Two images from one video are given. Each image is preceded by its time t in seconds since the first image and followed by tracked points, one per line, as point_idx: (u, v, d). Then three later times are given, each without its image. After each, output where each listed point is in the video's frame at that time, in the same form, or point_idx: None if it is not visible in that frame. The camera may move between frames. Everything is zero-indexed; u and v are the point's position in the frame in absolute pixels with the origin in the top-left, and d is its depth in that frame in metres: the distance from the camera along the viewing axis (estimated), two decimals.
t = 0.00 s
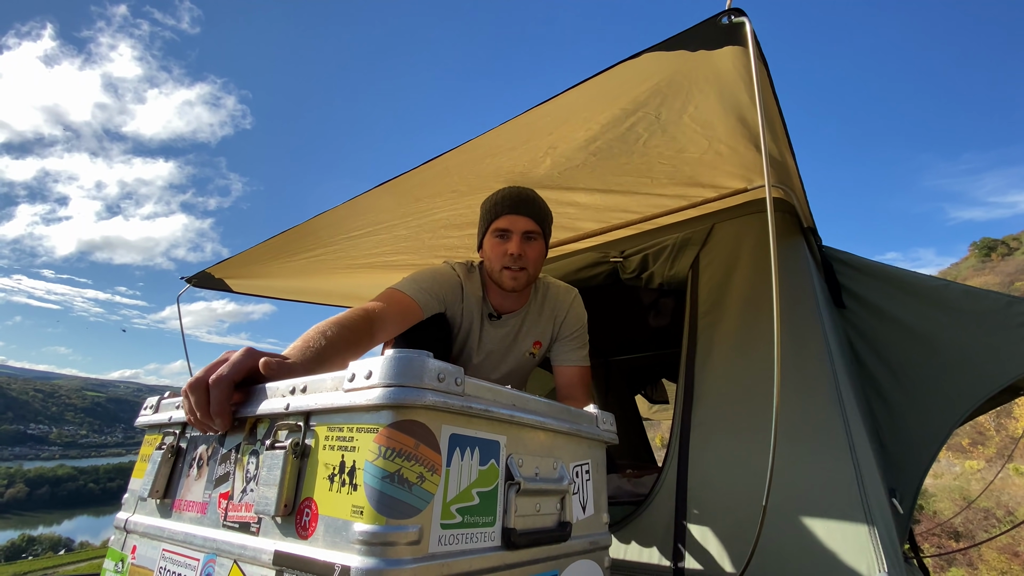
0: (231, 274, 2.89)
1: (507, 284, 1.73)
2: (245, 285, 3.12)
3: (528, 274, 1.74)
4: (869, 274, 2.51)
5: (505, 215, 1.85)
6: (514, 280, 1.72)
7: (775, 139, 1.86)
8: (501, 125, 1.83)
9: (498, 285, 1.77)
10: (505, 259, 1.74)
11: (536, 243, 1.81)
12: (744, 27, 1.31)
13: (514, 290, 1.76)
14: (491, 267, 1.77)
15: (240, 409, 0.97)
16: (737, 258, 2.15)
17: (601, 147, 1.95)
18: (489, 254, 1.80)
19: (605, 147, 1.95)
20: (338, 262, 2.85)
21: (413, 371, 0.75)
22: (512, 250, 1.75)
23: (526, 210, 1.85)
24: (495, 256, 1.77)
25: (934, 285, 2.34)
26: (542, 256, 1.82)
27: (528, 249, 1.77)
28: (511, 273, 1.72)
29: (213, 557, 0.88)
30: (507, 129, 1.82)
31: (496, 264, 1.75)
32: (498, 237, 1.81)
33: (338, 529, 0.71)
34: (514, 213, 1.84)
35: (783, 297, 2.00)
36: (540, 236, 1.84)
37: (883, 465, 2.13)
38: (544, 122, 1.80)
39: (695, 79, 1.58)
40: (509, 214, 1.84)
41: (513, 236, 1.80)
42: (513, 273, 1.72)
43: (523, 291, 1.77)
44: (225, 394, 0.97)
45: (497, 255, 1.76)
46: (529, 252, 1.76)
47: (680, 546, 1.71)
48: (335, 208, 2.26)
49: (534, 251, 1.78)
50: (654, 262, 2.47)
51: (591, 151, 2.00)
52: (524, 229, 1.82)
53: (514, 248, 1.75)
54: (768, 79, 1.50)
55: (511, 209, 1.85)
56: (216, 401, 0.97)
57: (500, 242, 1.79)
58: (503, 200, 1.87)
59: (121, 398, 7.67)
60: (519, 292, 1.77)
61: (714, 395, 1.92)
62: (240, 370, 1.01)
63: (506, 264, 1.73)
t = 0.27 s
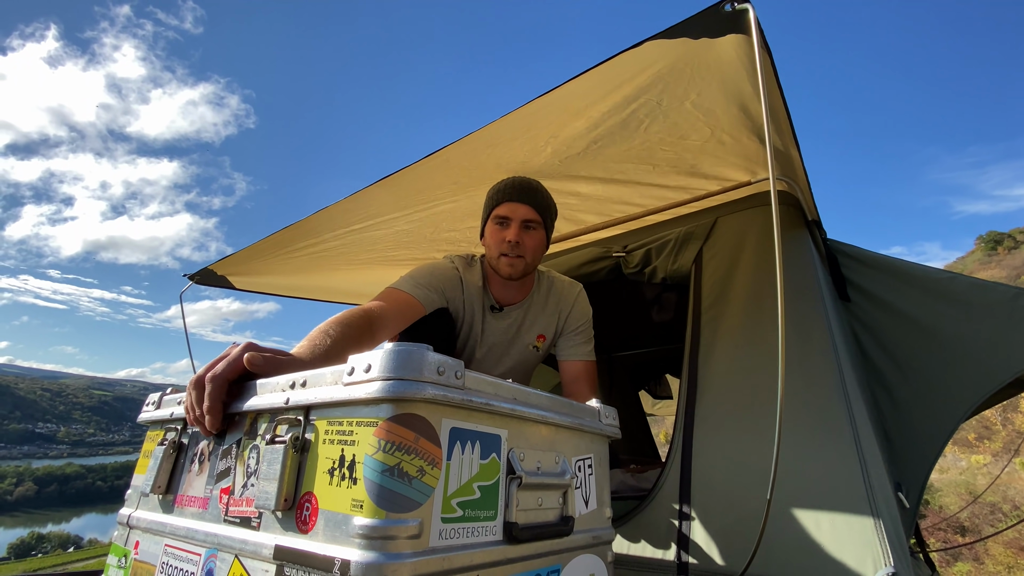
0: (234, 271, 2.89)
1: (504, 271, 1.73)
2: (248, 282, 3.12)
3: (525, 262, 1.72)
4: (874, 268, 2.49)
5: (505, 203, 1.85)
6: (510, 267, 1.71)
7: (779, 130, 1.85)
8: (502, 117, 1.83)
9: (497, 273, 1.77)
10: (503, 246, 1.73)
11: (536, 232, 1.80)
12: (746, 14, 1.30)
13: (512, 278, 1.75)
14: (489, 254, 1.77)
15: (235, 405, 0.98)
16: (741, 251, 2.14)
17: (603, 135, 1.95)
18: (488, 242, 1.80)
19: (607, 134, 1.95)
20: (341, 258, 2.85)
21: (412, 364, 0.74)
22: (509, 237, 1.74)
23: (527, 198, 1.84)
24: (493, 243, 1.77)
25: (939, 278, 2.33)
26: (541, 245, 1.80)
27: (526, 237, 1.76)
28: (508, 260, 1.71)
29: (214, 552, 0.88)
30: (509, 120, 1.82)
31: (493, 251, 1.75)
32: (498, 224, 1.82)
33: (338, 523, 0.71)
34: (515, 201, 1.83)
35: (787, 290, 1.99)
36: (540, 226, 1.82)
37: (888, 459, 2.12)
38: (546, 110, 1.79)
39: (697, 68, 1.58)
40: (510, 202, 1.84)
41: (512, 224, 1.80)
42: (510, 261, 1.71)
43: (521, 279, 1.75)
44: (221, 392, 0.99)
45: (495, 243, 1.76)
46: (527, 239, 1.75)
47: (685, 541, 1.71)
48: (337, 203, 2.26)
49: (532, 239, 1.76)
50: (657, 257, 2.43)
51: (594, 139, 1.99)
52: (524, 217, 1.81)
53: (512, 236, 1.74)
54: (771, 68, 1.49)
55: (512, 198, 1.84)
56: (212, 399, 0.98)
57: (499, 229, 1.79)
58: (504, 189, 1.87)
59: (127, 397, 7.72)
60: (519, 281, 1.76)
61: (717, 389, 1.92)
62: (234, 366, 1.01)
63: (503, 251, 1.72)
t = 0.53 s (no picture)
0: (242, 280, 2.92)
1: (508, 279, 1.76)
2: (256, 291, 3.15)
3: (528, 271, 1.74)
4: (881, 262, 2.48)
5: (508, 211, 1.86)
6: (514, 276, 1.74)
7: (780, 127, 1.85)
8: (503, 121, 1.84)
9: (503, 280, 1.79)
10: (506, 255, 1.75)
11: (539, 238, 1.80)
12: (743, 11, 1.31)
13: (518, 285, 1.77)
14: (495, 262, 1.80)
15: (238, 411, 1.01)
16: (746, 250, 2.14)
17: (604, 139, 1.96)
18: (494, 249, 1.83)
19: (608, 138, 1.96)
20: (347, 265, 2.88)
21: (420, 360, 0.75)
22: (512, 246, 1.76)
23: (529, 205, 1.85)
24: (498, 251, 1.79)
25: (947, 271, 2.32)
26: (545, 251, 1.80)
27: (529, 245, 1.76)
28: (511, 269, 1.74)
29: (229, 551, 0.89)
30: (510, 124, 1.83)
31: (497, 259, 1.78)
32: (501, 232, 1.84)
33: (350, 518, 0.72)
34: (518, 209, 1.85)
35: (793, 286, 1.99)
36: (543, 231, 1.83)
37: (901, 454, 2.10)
38: (547, 114, 1.80)
39: (696, 67, 1.58)
40: (513, 209, 1.85)
41: (514, 232, 1.81)
42: (513, 270, 1.74)
43: (526, 285, 1.78)
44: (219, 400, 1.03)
45: (499, 251, 1.78)
46: (529, 248, 1.76)
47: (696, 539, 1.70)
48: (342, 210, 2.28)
49: (535, 246, 1.77)
50: (662, 256, 2.45)
51: (596, 143, 2.00)
52: (525, 225, 1.82)
53: (514, 244, 1.76)
54: (771, 65, 1.50)
55: (514, 206, 1.85)
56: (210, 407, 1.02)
57: (502, 238, 1.81)
58: (508, 195, 1.88)
59: (138, 409, 7.77)
60: (524, 288, 1.78)
61: (725, 386, 1.91)
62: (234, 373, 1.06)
63: (507, 260, 1.74)
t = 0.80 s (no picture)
0: (246, 281, 2.93)
1: (512, 279, 1.75)
2: (260, 292, 3.16)
3: (531, 270, 1.74)
4: (885, 264, 2.48)
5: (511, 212, 1.86)
6: (518, 276, 1.74)
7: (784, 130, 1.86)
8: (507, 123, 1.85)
9: (505, 281, 1.78)
10: (509, 256, 1.75)
11: (541, 240, 1.81)
12: (746, 14, 1.32)
13: (520, 285, 1.77)
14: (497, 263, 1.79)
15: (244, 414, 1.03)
16: (749, 253, 2.14)
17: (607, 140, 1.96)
18: (496, 251, 1.82)
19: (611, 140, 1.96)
20: (351, 266, 2.89)
21: (427, 361, 0.76)
22: (515, 247, 1.75)
23: (532, 206, 1.85)
24: (501, 253, 1.79)
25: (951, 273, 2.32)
26: (547, 254, 1.81)
27: (532, 246, 1.77)
28: (515, 269, 1.73)
29: (236, 551, 0.90)
30: (513, 125, 1.84)
31: (500, 260, 1.77)
32: (504, 233, 1.84)
33: (357, 518, 0.72)
34: (520, 210, 1.85)
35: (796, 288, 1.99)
36: (546, 233, 1.84)
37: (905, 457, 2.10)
38: (551, 116, 1.81)
39: (699, 69, 1.59)
40: (515, 210, 1.86)
41: (517, 233, 1.81)
42: (517, 270, 1.73)
43: (529, 285, 1.77)
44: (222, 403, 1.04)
45: (502, 252, 1.78)
46: (532, 248, 1.76)
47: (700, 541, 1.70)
48: (346, 212, 2.29)
49: (538, 247, 1.78)
50: (665, 258, 2.46)
51: (599, 144, 2.01)
52: (528, 225, 1.82)
53: (518, 245, 1.76)
54: (774, 68, 1.50)
55: (517, 206, 1.86)
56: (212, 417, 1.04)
57: (505, 239, 1.80)
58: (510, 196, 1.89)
59: (141, 411, 7.79)
60: (526, 288, 1.78)
61: (729, 388, 1.92)
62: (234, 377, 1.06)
63: (510, 260, 1.74)
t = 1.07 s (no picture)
0: (249, 283, 2.94)
1: (512, 281, 1.74)
2: (263, 294, 3.17)
3: (531, 271, 1.74)
4: (887, 263, 2.48)
5: (509, 214, 1.87)
6: (517, 277, 1.73)
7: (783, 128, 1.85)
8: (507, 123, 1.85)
9: (503, 283, 1.78)
10: (508, 257, 1.75)
11: (540, 241, 1.81)
12: (745, 11, 1.32)
13: (519, 288, 1.77)
14: (496, 265, 1.78)
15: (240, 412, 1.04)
16: (750, 253, 2.14)
17: (607, 140, 1.96)
18: (494, 253, 1.82)
19: (611, 140, 1.97)
20: (353, 268, 2.89)
21: (427, 357, 0.76)
22: (515, 248, 1.75)
23: (529, 208, 1.86)
24: (499, 255, 1.79)
25: (954, 271, 2.32)
26: (546, 255, 1.82)
27: (532, 247, 1.78)
28: (515, 270, 1.73)
29: (236, 549, 0.90)
30: (513, 125, 1.84)
31: (500, 262, 1.77)
32: (502, 235, 1.83)
33: (357, 514, 0.72)
34: (519, 211, 1.85)
35: (798, 287, 1.99)
36: (545, 235, 1.84)
37: (908, 456, 2.09)
38: (550, 116, 1.81)
39: (698, 67, 1.59)
40: (513, 212, 1.86)
41: (516, 235, 1.81)
42: (517, 271, 1.73)
43: (528, 287, 1.77)
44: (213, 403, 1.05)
45: (501, 255, 1.77)
46: (531, 250, 1.77)
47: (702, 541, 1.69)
48: (348, 213, 2.30)
49: (537, 249, 1.78)
50: (666, 259, 2.46)
51: (598, 144, 2.01)
52: (527, 226, 1.83)
53: (517, 247, 1.76)
54: (773, 65, 1.50)
55: (515, 208, 1.86)
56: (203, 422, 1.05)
57: (504, 241, 1.80)
58: (507, 198, 1.89)
59: (145, 414, 7.80)
60: (525, 290, 1.78)
61: (730, 387, 1.91)
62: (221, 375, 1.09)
63: (509, 263, 1.74)
